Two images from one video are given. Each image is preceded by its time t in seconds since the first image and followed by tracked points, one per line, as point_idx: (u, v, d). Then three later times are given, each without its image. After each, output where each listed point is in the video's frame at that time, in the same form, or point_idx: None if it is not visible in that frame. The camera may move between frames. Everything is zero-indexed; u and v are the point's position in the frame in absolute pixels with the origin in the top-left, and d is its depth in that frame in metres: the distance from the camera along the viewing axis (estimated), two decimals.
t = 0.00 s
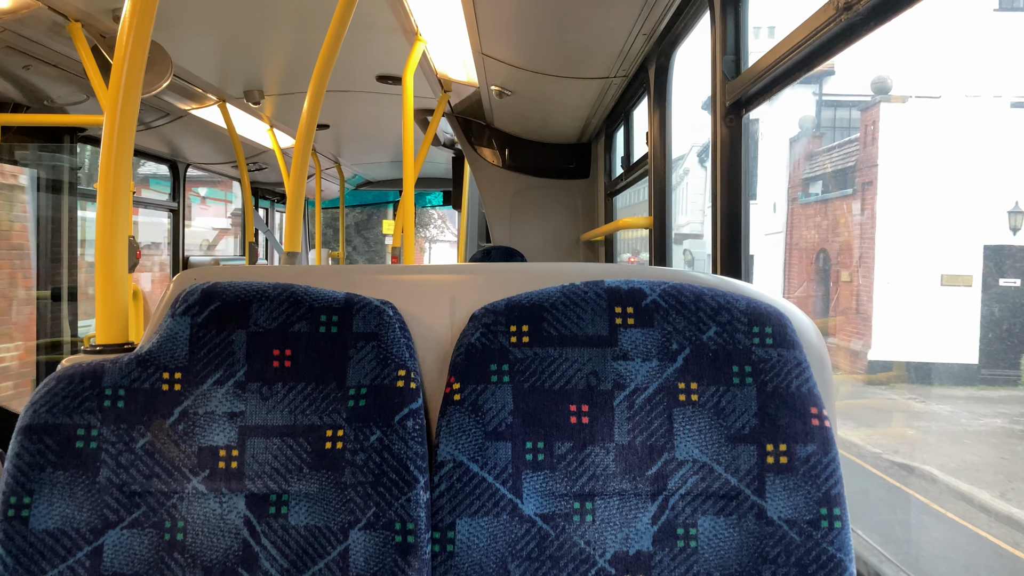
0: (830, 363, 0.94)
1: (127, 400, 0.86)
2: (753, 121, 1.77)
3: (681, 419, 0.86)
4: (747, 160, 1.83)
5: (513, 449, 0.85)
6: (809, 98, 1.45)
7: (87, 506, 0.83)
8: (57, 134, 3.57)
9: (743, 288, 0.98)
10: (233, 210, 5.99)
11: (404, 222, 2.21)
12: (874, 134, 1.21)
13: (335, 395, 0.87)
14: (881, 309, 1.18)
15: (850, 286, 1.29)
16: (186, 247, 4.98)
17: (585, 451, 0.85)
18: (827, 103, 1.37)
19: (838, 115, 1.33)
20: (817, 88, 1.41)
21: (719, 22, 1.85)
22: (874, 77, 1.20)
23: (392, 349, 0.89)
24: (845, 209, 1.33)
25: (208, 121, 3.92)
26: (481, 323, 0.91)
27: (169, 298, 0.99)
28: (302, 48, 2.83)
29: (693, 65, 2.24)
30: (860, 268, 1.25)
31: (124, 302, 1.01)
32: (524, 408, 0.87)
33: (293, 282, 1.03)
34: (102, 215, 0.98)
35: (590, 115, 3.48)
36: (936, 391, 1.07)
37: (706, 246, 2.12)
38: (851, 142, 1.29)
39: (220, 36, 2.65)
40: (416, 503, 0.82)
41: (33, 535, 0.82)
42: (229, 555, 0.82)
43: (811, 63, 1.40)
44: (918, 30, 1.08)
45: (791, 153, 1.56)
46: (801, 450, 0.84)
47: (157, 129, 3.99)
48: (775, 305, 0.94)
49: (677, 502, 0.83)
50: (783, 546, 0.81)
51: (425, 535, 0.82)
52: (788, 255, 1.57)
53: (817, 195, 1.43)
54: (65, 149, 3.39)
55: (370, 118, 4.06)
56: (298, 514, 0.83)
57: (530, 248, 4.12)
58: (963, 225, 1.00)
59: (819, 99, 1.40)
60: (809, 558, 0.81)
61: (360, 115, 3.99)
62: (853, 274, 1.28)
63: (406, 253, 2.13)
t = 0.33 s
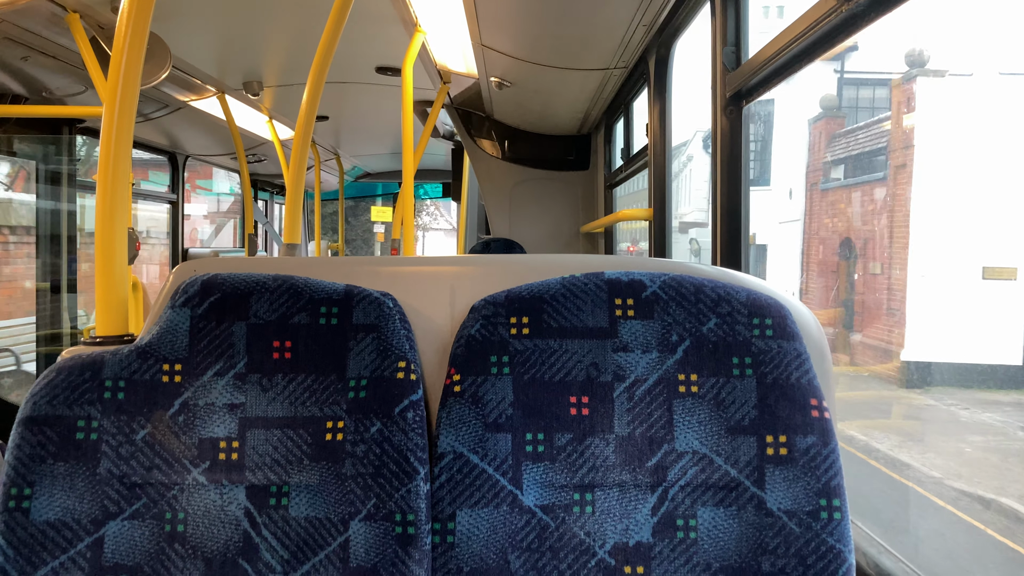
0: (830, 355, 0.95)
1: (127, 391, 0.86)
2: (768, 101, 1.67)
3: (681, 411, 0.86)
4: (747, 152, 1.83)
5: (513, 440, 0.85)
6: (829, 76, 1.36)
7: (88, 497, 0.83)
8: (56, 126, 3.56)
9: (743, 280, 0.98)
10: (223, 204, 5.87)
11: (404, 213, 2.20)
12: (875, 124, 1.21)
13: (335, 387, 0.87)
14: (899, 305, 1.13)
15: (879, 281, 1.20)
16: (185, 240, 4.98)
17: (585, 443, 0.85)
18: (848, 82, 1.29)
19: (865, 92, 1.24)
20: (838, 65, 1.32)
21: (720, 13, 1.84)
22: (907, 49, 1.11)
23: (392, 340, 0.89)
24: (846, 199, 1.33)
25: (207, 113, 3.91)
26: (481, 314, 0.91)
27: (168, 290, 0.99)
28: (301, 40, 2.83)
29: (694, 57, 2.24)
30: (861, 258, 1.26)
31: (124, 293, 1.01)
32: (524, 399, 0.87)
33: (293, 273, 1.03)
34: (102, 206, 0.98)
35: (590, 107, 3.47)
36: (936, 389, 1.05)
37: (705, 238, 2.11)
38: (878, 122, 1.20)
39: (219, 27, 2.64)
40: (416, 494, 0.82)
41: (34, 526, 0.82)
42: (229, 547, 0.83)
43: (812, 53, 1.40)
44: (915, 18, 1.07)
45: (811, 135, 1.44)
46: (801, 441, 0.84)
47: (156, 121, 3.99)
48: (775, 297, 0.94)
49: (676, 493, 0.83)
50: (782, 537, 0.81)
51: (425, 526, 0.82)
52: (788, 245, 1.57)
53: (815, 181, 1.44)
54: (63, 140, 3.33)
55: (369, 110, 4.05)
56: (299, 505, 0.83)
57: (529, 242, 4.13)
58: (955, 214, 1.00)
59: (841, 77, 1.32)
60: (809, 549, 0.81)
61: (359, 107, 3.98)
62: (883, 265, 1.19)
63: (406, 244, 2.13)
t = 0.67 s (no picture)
0: (830, 349, 0.95)
1: (127, 387, 0.86)
2: (779, 88, 1.60)
3: (681, 406, 0.86)
4: (748, 147, 1.83)
5: (514, 435, 0.85)
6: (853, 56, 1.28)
7: (89, 493, 0.83)
8: (54, 122, 3.56)
9: (743, 274, 0.98)
10: (215, 201, 5.71)
11: (403, 209, 2.20)
12: (877, 119, 1.22)
13: (336, 382, 0.87)
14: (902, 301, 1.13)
15: (913, 279, 1.12)
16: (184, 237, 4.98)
17: (585, 438, 0.85)
18: (871, 63, 1.22)
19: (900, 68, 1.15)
20: (863, 45, 1.24)
21: (719, 9, 1.84)
22: (947, 22, 1.02)
23: (392, 336, 0.89)
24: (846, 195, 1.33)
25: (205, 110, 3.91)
26: (480, 310, 0.91)
27: (167, 286, 0.99)
28: (300, 37, 2.83)
29: (692, 53, 2.24)
30: (861, 253, 1.28)
31: (123, 291, 1.01)
32: (525, 394, 0.87)
33: (292, 269, 1.03)
34: (100, 203, 0.98)
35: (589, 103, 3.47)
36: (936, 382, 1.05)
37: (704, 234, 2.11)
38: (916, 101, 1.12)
39: (217, 24, 2.64)
40: (417, 490, 0.82)
41: (35, 522, 0.82)
42: (230, 543, 0.83)
43: (811, 49, 1.40)
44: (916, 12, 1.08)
45: (832, 118, 1.36)
46: (801, 436, 0.84)
47: (154, 118, 3.98)
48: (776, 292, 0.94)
49: (676, 488, 0.84)
50: (782, 531, 0.82)
51: (426, 522, 0.82)
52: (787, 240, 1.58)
53: (815, 174, 1.44)
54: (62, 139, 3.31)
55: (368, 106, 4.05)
56: (299, 501, 0.83)
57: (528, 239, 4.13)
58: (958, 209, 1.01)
59: (864, 57, 1.24)
60: (809, 543, 0.81)
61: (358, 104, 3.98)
62: (918, 261, 1.11)
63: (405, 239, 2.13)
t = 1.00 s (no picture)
0: (826, 350, 0.95)
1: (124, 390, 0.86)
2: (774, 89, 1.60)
3: (678, 407, 0.86)
4: (745, 149, 1.83)
5: (512, 437, 0.85)
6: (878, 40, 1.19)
7: (86, 495, 0.83)
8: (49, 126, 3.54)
9: (740, 275, 0.98)
10: (209, 203, 5.66)
11: (399, 211, 2.20)
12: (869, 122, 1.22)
13: (333, 384, 0.87)
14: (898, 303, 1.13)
15: (926, 281, 1.08)
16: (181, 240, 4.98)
17: (582, 440, 0.85)
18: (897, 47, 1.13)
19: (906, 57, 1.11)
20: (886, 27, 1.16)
21: (715, 11, 1.85)
22: None
23: (389, 338, 0.89)
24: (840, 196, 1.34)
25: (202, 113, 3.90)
26: (477, 311, 0.91)
27: (164, 289, 0.99)
28: (298, 39, 2.83)
29: (689, 55, 2.25)
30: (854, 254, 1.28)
31: (120, 294, 1.01)
32: (522, 395, 0.87)
33: (289, 271, 1.03)
34: (97, 206, 0.98)
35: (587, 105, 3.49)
36: (935, 385, 1.05)
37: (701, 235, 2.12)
38: (964, 81, 0.99)
39: (214, 26, 2.64)
40: (414, 491, 0.82)
41: (32, 525, 0.82)
42: (227, 545, 0.83)
43: (807, 51, 1.41)
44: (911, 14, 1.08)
45: (854, 107, 1.26)
46: (798, 436, 0.84)
47: (151, 121, 3.98)
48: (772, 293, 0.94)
49: (673, 489, 0.84)
50: (779, 532, 0.82)
51: (424, 523, 0.82)
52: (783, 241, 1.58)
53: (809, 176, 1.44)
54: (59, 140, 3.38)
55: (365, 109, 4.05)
56: (297, 503, 0.83)
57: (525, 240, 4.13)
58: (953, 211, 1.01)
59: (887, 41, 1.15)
60: (806, 543, 0.81)
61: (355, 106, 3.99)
62: (959, 263, 1.01)
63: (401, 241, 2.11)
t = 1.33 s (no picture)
0: (825, 354, 0.95)
1: (122, 397, 0.86)
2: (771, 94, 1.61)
3: (677, 412, 0.86)
4: (742, 152, 1.84)
5: (510, 442, 0.85)
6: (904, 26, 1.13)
7: (83, 502, 0.83)
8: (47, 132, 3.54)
9: (738, 279, 0.98)
10: (207, 208, 5.66)
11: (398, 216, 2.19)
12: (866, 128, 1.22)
13: (331, 390, 0.87)
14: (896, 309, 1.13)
15: (921, 287, 1.09)
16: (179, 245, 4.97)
17: (581, 445, 0.85)
18: (927, 34, 1.06)
19: (910, 57, 1.10)
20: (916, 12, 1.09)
21: (712, 17, 1.86)
22: None
23: (387, 344, 0.89)
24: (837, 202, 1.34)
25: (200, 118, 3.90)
26: (475, 317, 0.91)
27: (161, 295, 0.99)
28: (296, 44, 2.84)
29: (686, 59, 2.25)
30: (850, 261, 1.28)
31: (118, 301, 1.01)
32: (520, 401, 0.87)
33: (287, 277, 1.04)
34: (94, 212, 0.98)
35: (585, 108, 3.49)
36: (930, 390, 1.06)
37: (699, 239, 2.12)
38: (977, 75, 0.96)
39: (211, 32, 2.65)
40: (412, 498, 0.82)
41: (29, 532, 0.81)
42: (225, 551, 0.82)
43: (804, 55, 1.42)
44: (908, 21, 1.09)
45: (881, 97, 1.18)
46: (796, 441, 0.84)
47: (148, 126, 3.98)
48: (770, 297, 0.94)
49: (672, 494, 0.84)
50: (778, 537, 0.82)
51: (422, 530, 0.82)
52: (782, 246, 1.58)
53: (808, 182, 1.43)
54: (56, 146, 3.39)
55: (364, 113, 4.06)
56: (295, 509, 0.83)
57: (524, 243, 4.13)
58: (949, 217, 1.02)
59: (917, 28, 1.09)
60: (805, 549, 0.81)
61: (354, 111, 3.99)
62: (1010, 269, 0.91)
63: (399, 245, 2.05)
